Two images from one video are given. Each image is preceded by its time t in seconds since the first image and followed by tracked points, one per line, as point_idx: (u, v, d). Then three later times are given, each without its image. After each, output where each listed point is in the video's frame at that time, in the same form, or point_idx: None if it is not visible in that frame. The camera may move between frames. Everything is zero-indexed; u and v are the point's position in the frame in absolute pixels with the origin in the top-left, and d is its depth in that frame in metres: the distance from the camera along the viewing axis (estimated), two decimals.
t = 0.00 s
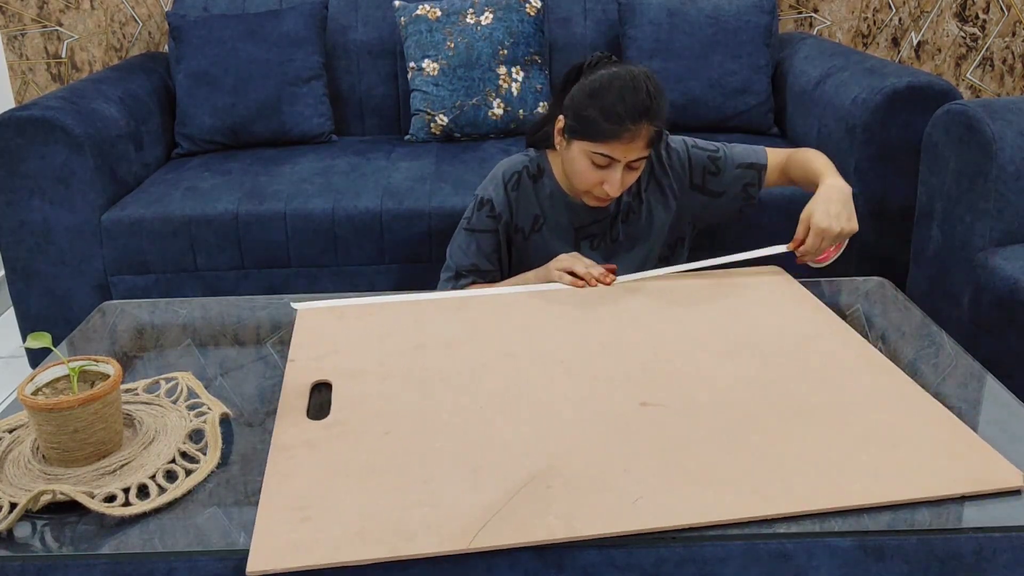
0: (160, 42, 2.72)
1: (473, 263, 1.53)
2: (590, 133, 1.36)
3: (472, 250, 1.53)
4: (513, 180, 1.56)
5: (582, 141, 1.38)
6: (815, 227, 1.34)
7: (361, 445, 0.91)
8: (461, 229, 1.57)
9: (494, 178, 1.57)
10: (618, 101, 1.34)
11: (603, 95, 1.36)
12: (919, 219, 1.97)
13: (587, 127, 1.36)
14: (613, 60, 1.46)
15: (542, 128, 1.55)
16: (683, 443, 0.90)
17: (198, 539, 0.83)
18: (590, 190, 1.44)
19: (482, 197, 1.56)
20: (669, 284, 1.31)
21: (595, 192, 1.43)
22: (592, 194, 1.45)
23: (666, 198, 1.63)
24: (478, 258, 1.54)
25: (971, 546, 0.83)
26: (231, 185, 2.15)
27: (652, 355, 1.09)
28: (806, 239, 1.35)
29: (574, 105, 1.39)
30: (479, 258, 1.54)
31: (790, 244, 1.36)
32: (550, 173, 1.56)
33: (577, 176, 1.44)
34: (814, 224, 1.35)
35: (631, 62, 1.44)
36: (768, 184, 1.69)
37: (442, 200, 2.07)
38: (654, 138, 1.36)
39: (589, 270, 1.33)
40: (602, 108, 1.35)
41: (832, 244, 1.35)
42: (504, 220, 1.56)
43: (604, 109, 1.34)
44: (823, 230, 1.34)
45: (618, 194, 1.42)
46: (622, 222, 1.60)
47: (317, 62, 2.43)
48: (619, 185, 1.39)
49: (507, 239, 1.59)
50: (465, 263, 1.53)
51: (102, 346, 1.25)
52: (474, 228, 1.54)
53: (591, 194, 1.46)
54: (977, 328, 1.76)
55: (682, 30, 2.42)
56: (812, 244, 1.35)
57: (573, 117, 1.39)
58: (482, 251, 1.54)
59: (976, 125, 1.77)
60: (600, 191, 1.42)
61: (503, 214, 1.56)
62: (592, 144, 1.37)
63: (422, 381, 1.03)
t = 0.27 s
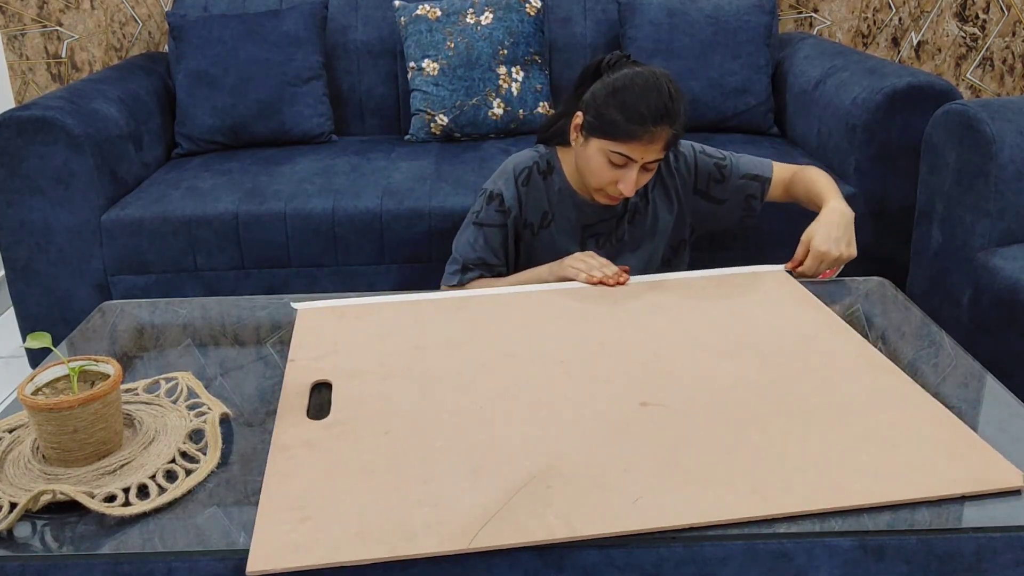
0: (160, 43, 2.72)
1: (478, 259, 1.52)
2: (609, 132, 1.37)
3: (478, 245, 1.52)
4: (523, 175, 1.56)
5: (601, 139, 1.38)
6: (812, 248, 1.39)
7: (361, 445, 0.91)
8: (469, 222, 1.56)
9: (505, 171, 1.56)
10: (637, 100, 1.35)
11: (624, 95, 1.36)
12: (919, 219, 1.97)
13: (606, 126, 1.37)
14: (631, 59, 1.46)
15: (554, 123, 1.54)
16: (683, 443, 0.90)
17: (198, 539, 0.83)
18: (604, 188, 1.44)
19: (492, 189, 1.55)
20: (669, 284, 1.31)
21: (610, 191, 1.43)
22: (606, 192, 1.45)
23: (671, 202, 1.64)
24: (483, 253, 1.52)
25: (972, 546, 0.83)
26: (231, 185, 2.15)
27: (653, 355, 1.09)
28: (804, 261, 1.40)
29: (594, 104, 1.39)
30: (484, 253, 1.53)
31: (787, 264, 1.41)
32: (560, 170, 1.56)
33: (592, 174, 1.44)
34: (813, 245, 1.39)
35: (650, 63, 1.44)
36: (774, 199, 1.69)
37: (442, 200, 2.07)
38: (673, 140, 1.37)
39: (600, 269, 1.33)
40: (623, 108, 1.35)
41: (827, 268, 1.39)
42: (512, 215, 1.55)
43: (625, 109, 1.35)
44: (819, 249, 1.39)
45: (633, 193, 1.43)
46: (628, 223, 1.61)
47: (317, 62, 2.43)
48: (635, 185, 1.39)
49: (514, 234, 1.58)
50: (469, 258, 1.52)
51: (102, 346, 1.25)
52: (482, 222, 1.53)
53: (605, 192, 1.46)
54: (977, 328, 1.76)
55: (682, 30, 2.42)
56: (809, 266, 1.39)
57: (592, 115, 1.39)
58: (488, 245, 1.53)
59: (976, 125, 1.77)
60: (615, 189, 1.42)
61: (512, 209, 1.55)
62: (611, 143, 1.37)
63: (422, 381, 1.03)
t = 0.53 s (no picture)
0: (160, 42, 2.72)
1: (486, 264, 1.50)
2: (617, 136, 1.37)
3: (485, 250, 1.51)
4: (525, 178, 1.56)
5: (608, 143, 1.38)
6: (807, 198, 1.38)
7: (361, 444, 0.91)
8: (471, 229, 1.55)
9: (505, 175, 1.57)
10: (648, 107, 1.35)
11: (633, 101, 1.36)
12: (919, 219, 1.97)
13: (614, 130, 1.37)
14: (640, 65, 1.47)
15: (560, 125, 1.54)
16: (683, 443, 0.90)
17: (198, 539, 0.83)
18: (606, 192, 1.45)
19: (493, 194, 1.55)
20: (669, 284, 1.31)
21: (612, 196, 1.43)
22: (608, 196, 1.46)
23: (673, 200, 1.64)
24: (491, 258, 1.51)
25: (972, 546, 0.83)
26: (231, 185, 2.15)
27: (652, 354, 1.09)
28: (803, 212, 1.38)
29: (602, 107, 1.39)
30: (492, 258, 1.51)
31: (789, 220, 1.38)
32: (562, 172, 1.56)
33: (595, 178, 1.44)
34: (808, 194, 1.38)
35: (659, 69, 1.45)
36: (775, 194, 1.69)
37: (442, 200, 2.07)
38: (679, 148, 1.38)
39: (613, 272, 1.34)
40: (632, 113, 1.36)
41: (828, 215, 1.37)
42: (515, 219, 1.55)
43: (634, 114, 1.35)
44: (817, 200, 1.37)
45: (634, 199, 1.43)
46: (630, 224, 1.61)
47: (317, 62, 2.43)
48: (638, 190, 1.40)
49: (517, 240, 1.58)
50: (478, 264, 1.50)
51: (102, 346, 1.25)
52: (487, 227, 1.52)
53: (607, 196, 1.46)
54: (976, 328, 1.76)
55: (682, 30, 2.42)
56: (810, 214, 1.37)
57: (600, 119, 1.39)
58: (496, 250, 1.52)
59: (976, 124, 1.77)
60: (617, 194, 1.43)
61: (515, 213, 1.55)
62: (618, 148, 1.37)
63: (422, 381, 1.03)
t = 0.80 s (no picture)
0: (160, 42, 2.72)
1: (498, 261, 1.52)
2: (635, 135, 1.37)
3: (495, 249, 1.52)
4: (535, 173, 1.56)
5: (625, 142, 1.39)
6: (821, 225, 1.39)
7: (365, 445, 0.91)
8: (485, 228, 1.55)
9: (516, 171, 1.57)
10: (668, 108, 1.36)
11: (654, 100, 1.37)
12: (919, 219, 1.97)
13: (633, 129, 1.38)
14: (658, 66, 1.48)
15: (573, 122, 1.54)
16: (683, 443, 0.90)
17: (198, 539, 0.83)
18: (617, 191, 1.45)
19: (505, 192, 1.55)
20: (672, 284, 1.31)
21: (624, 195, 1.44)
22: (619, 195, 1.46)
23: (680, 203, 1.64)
24: (503, 256, 1.52)
25: (972, 546, 0.83)
26: (231, 185, 2.15)
27: (652, 354, 1.09)
28: (815, 237, 1.39)
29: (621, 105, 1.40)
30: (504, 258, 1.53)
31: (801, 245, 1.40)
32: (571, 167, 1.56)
33: (609, 176, 1.44)
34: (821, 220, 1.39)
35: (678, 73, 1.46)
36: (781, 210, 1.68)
37: (442, 200, 2.07)
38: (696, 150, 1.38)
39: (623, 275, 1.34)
40: (651, 113, 1.36)
41: (840, 240, 1.38)
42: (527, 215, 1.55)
43: (653, 113, 1.36)
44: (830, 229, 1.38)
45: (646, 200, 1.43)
46: (637, 224, 1.61)
47: (317, 62, 2.43)
48: (652, 191, 1.40)
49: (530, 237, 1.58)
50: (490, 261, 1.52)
51: (102, 346, 1.25)
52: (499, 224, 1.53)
53: (618, 195, 1.47)
54: (976, 328, 1.76)
55: (682, 30, 2.42)
56: (820, 240, 1.38)
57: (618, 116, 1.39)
58: (508, 249, 1.53)
59: (976, 124, 1.77)
60: (630, 194, 1.43)
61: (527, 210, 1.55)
62: (634, 146, 1.38)
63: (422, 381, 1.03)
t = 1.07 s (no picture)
0: (160, 42, 2.72)
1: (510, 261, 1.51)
2: (643, 138, 1.37)
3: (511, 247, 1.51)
4: (541, 175, 1.56)
5: (633, 147, 1.39)
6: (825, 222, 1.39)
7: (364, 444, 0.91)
8: (492, 231, 1.53)
9: (522, 173, 1.56)
10: (676, 109, 1.36)
11: (661, 102, 1.37)
12: (919, 219, 1.97)
13: (640, 133, 1.37)
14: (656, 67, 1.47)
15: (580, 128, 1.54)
16: (683, 443, 0.90)
17: (197, 539, 0.83)
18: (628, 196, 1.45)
19: (513, 195, 1.54)
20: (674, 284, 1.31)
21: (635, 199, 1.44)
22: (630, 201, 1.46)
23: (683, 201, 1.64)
24: (517, 256, 1.51)
25: (972, 546, 0.83)
26: (231, 185, 2.15)
27: (652, 354, 1.09)
28: (822, 234, 1.39)
29: (628, 110, 1.39)
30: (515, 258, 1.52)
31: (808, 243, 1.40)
32: (577, 169, 1.56)
33: (617, 181, 1.44)
34: (825, 217, 1.39)
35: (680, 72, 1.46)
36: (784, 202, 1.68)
37: (442, 199, 2.07)
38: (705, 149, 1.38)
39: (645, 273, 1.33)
40: (658, 115, 1.36)
41: (846, 237, 1.38)
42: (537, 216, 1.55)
43: (659, 115, 1.36)
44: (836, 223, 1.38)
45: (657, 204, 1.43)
46: (642, 224, 1.61)
47: (317, 62, 2.43)
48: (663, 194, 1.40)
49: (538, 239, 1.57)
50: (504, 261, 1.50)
51: (102, 346, 1.25)
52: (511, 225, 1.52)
53: (628, 200, 1.46)
54: (977, 328, 1.76)
55: (682, 30, 2.42)
56: (827, 238, 1.38)
57: (626, 121, 1.39)
58: (519, 250, 1.52)
59: (976, 124, 1.77)
60: (640, 198, 1.43)
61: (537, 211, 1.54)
62: (641, 150, 1.38)
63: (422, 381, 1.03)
